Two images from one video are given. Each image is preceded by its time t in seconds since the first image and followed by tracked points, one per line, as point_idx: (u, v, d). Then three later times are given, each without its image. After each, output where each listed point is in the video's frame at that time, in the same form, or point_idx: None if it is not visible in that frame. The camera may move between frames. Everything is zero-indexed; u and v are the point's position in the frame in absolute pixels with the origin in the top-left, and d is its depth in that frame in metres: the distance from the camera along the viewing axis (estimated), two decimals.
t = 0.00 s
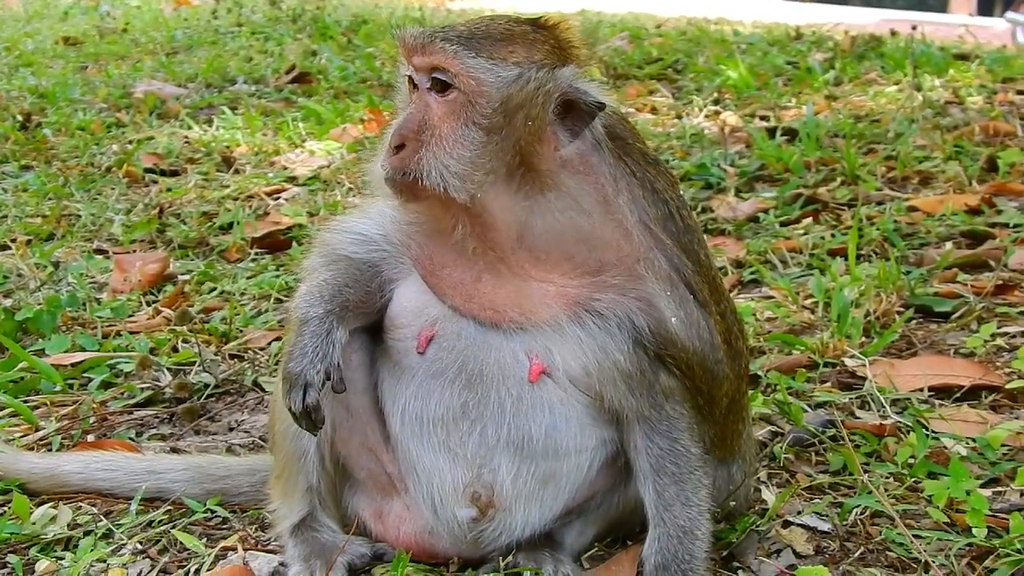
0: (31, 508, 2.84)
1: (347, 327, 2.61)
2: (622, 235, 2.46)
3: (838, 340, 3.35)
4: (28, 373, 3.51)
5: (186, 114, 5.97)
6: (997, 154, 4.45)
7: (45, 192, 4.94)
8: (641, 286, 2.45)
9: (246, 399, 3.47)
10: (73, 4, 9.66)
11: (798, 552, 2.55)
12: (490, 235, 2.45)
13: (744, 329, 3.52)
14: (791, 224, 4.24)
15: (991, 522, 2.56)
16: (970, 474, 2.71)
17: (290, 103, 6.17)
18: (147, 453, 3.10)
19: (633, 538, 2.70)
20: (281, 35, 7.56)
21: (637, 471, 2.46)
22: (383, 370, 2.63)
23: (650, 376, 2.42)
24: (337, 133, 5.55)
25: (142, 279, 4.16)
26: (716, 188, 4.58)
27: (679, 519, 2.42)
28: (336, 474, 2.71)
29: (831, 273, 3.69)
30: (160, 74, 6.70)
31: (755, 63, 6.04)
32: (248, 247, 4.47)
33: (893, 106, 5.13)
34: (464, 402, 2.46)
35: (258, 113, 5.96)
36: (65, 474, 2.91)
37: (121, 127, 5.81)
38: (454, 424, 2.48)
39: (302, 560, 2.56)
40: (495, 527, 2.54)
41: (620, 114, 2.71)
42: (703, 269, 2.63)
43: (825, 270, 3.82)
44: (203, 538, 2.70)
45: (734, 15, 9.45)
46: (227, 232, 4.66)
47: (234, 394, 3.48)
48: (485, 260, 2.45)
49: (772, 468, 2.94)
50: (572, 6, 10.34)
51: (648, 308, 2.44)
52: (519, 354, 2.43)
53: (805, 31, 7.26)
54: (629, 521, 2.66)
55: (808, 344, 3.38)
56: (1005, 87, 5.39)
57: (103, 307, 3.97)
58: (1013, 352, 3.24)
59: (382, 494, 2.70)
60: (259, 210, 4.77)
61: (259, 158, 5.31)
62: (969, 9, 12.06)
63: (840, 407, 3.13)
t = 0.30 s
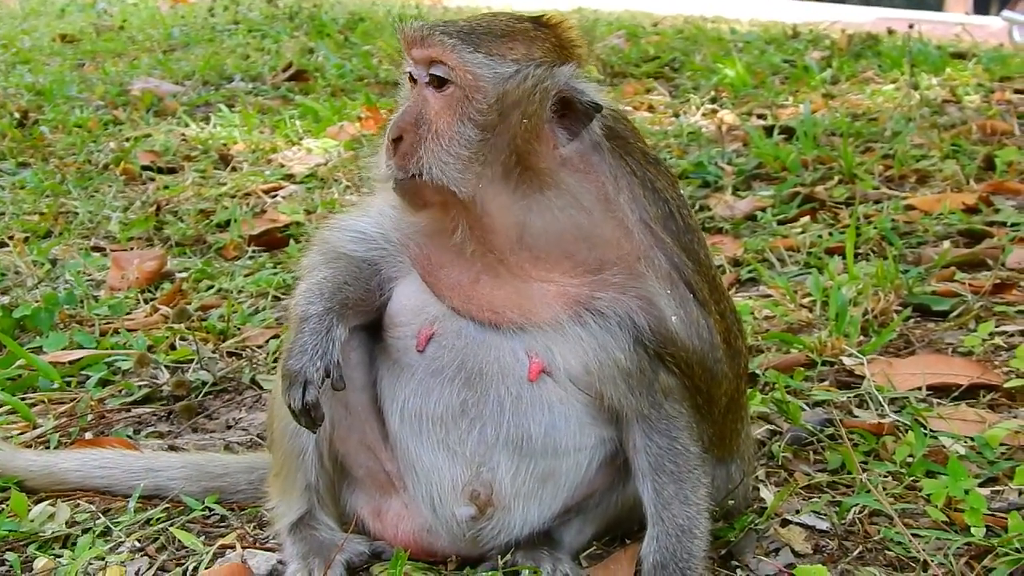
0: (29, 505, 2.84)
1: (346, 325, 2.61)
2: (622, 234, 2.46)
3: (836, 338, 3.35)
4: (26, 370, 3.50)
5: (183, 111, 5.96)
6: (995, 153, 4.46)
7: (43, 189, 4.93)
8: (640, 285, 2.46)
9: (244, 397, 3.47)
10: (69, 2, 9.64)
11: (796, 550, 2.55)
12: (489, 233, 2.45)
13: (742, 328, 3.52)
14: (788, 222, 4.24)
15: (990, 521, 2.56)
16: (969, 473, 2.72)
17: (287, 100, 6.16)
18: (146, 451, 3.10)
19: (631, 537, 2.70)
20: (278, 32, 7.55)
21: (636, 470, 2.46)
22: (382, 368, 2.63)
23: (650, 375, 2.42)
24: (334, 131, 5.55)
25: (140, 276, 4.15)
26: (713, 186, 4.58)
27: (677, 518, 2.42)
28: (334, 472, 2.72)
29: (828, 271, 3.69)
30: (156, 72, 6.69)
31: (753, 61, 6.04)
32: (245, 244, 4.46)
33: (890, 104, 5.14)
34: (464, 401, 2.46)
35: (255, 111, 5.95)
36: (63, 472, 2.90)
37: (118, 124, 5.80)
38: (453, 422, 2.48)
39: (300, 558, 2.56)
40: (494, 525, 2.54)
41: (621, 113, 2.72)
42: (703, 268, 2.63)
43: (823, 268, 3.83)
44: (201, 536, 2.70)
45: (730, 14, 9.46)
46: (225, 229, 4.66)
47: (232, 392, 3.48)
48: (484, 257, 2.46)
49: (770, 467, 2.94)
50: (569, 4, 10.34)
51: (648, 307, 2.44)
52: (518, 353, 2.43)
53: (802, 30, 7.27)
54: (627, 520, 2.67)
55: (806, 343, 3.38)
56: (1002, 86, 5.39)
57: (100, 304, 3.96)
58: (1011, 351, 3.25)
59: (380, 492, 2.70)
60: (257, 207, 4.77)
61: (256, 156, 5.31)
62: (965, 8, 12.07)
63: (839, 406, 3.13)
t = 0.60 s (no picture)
0: (27, 503, 2.83)
1: (346, 322, 2.61)
2: (619, 231, 2.46)
3: (834, 336, 3.36)
4: (24, 367, 3.50)
5: (181, 108, 5.95)
6: (993, 151, 4.46)
7: (41, 186, 4.93)
8: (637, 282, 2.46)
9: (242, 394, 3.46)
10: None
11: (795, 548, 2.55)
12: (482, 230, 2.46)
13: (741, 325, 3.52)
14: (787, 220, 4.24)
15: (988, 519, 2.56)
16: (967, 470, 2.72)
17: (285, 98, 6.16)
18: (144, 448, 3.10)
19: (629, 534, 2.70)
20: (276, 30, 7.54)
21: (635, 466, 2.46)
22: (380, 365, 2.63)
23: (648, 372, 2.43)
24: (332, 129, 5.55)
25: (138, 273, 4.15)
26: (712, 184, 4.58)
27: (675, 516, 2.42)
28: (332, 469, 2.72)
29: (827, 269, 3.69)
30: (155, 69, 6.69)
31: (751, 59, 6.04)
32: (243, 242, 4.46)
33: (888, 102, 5.14)
34: (462, 399, 2.46)
35: (253, 108, 5.95)
36: (61, 469, 2.90)
37: (116, 122, 5.79)
38: (451, 420, 2.48)
39: (298, 555, 2.56)
40: (492, 522, 2.54)
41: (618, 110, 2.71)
42: (701, 264, 2.63)
43: (821, 266, 3.83)
44: (199, 534, 2.70)
45: (728, 12, 9.45)
46: (223, 227, 4.66)
47: (230, 389, 3.47)
48: (479, 255, 2.46)
49: (768, 464, 2.94)
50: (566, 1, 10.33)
51: (645, 304, 2.44)
52: (516, 350, 2.43)
53: (800, 27, 7.27)
54: (625, 517, 2.67)
55: (804, 340, 3.38)
56: (1000, 84, 5.39)
57: (98, 302, 3.96)
58: (1009, 349, 3.25)
59: (378, 489, 2.70)
60: (255, 205, 4.76)
61: (254, 154, 5.30)
62: (962, 7, 12.08)
63: (837, 404, 3.13)
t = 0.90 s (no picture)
0: (27, 501, 2.84)
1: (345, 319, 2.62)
2: (617, 228, 2.45)
3: (834, 333, 3.36)
4: (23, 365, 3.50)
5: (180, 107, 5.95)
6: (992, 148, 4.46)
7: (39, 184, 4.93)
8: (635, 278, 2.45)
9: (241, 392, 3.46)
10: None
11: (795, 545, 2.55)
12: (479, 229, 2.46)
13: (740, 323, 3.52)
14: (786, 217, 4.24)
15: (987, 516, 2.56)
16: (967, 467, 2.72)
17: (285, 96, 6.15)
18: (143, 446, 3.10)
19: (628, 532, 2.70)
20: (275, 27, 7.54)
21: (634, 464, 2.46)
22: (379, 363, 2.63)
23: (646, 370, 2.42)
24: (331, 127, 5.55)
25: (136, 272, 4.15)
26: (711, 181, 4.58)
27: (674, 514, 2.42)
28: (332, 467, 2.72)
29: (826, 266, 3.69)
30: (154, 67, 6.69)
31: (750, 56, 6.04)
32: (242, 239, 4.45)
33: (887, 99, 5.14)
34: (461, 397, 2.45)
35: (252, 106, 5.95)
36: (61, 467, 2.90)
37: (115, 120, 5.79)
38: (450, 418, 2.48)
39: (297, 553, 2.57)
40: (491, 520, 2.54)
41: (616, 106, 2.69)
42: (700, 259, 2.62)
43: (820, 263, 3.83)
44: (199, 532, 2.70)
45: (728, 9, 9.45)
46: (222, 225, 4.66)
47: (229, 387, 3.47)
48: (477, 254, 2.46)
49: (768, 462, 2.94)
50: None
51: (643, 300, 2.44)
52: (515, 348, 2.43)
53: (799, 25, 7.27)
54: (625, 515, 2.67)
55: (803, 338, 3.38)
56: (999, 81, 5.39)
57: (97, 300, 3.96)
58: (1009, 346, 3.25)
59: (378, 487, 2.70)
60: (254, 203, 4.76)
61: (254, 152, 5.30)
62: (962, 4, 12.08)
63: (836, 401, 3.14)
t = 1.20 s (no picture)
0: (25, 500, 2.84)
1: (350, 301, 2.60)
2: (586, 205, 2.43)
3: (833, 330, 3.35)
4: (22, 365, 3.50)
5: (181, 106, 5.95)
6: (992, 145, 4.45)
7: (40, 184, 4.94)
8: (606, 262, 2.43)
9: (240, 391, 3.46)
10: None
11: (792, 542, 2.55)
12: (443, 226, 2.45)
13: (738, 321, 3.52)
14: (786, 215, 4.23)
15: (985, 512, 2.56)
16: (964, 464, 2.71)
17: (285, 95, 6.16)
18: (142, 445, 3.10)
19: (627, 529, 2.70)
20: (276, 27, 7.54)
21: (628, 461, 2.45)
22: (376, 361, 2.63)
23: (632, 362, 2.39)
24: (332, 126, 5.55)
25: (136, 271, 4.16)
26: (711, 179, 4.57)
27: (667, 511, 2.41)
28: (331, 464, 2.72)
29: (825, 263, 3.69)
30: (154, 67, 6.69)
31: (751, 54, 6.03)
32: (242, 238, 4.46)
33: (888, 97, 5.13)
34: (456, 394, 2.45)
35: (252, 105, 5.95)
36: (59, 466, 2.91)
37: (116, 120, 5.80)
38: (446, 416, 2.47)
39: (296, 551, 2.57)
40: (489, 517, 2.54)
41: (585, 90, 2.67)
42: (678, 232, 2.56)
43: (819, 260, 3.82)
44: (197, 530, 2.70)
45: (729, 8, 9.43)
46: (222, 224, 4.66)
47: (228, 386, 3.48)
48: (453, 250, 2.46)
49: (766, 459, 2.94)
50: None
51: (615, 283, 2.41)
52: (506, 344, 2.42)
53: (800, 22, 7.25)
54: (623, 512, 2.67)
55: (802, 335, 3.38)
56: (1000, 78, 5.38)
57: (97, 299, 3.96)
58: (1008, 343, 3.24)
59: (376, 485, 2.70)
60: (254, 202, 4.76)
61: (254, 151, 5.30)
62: (964, 3, 12.07)
63: (835, 398, 3.13)
